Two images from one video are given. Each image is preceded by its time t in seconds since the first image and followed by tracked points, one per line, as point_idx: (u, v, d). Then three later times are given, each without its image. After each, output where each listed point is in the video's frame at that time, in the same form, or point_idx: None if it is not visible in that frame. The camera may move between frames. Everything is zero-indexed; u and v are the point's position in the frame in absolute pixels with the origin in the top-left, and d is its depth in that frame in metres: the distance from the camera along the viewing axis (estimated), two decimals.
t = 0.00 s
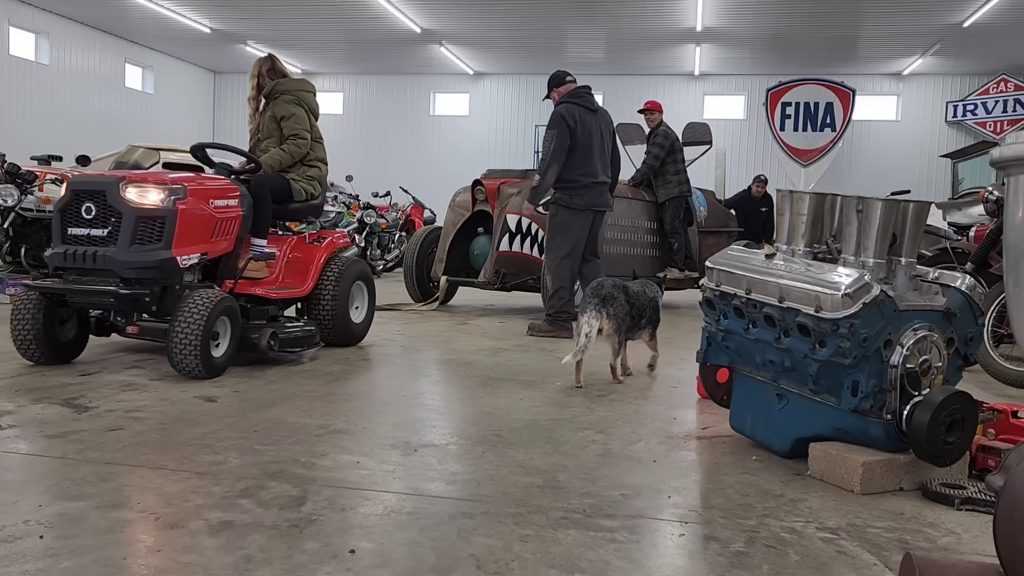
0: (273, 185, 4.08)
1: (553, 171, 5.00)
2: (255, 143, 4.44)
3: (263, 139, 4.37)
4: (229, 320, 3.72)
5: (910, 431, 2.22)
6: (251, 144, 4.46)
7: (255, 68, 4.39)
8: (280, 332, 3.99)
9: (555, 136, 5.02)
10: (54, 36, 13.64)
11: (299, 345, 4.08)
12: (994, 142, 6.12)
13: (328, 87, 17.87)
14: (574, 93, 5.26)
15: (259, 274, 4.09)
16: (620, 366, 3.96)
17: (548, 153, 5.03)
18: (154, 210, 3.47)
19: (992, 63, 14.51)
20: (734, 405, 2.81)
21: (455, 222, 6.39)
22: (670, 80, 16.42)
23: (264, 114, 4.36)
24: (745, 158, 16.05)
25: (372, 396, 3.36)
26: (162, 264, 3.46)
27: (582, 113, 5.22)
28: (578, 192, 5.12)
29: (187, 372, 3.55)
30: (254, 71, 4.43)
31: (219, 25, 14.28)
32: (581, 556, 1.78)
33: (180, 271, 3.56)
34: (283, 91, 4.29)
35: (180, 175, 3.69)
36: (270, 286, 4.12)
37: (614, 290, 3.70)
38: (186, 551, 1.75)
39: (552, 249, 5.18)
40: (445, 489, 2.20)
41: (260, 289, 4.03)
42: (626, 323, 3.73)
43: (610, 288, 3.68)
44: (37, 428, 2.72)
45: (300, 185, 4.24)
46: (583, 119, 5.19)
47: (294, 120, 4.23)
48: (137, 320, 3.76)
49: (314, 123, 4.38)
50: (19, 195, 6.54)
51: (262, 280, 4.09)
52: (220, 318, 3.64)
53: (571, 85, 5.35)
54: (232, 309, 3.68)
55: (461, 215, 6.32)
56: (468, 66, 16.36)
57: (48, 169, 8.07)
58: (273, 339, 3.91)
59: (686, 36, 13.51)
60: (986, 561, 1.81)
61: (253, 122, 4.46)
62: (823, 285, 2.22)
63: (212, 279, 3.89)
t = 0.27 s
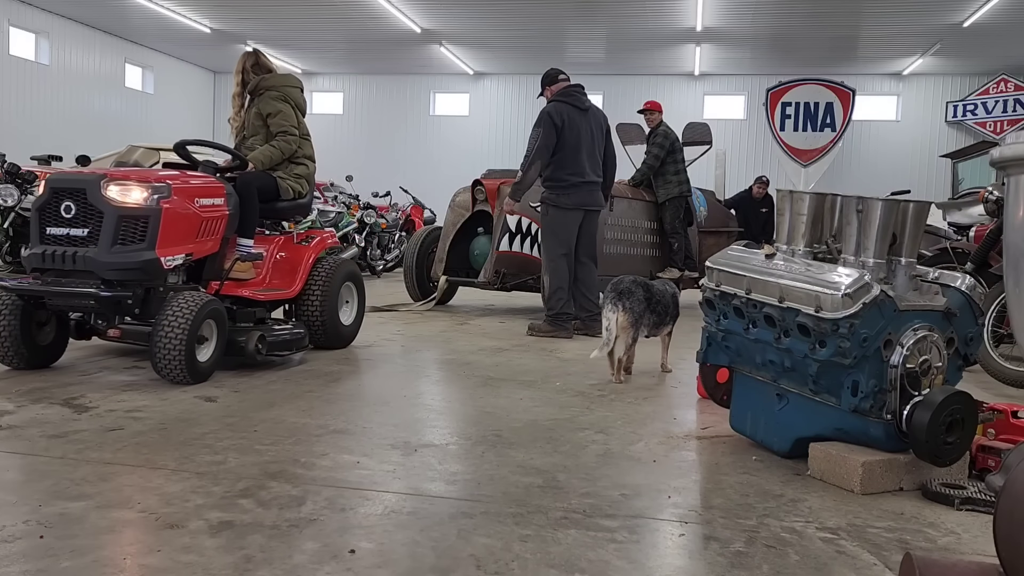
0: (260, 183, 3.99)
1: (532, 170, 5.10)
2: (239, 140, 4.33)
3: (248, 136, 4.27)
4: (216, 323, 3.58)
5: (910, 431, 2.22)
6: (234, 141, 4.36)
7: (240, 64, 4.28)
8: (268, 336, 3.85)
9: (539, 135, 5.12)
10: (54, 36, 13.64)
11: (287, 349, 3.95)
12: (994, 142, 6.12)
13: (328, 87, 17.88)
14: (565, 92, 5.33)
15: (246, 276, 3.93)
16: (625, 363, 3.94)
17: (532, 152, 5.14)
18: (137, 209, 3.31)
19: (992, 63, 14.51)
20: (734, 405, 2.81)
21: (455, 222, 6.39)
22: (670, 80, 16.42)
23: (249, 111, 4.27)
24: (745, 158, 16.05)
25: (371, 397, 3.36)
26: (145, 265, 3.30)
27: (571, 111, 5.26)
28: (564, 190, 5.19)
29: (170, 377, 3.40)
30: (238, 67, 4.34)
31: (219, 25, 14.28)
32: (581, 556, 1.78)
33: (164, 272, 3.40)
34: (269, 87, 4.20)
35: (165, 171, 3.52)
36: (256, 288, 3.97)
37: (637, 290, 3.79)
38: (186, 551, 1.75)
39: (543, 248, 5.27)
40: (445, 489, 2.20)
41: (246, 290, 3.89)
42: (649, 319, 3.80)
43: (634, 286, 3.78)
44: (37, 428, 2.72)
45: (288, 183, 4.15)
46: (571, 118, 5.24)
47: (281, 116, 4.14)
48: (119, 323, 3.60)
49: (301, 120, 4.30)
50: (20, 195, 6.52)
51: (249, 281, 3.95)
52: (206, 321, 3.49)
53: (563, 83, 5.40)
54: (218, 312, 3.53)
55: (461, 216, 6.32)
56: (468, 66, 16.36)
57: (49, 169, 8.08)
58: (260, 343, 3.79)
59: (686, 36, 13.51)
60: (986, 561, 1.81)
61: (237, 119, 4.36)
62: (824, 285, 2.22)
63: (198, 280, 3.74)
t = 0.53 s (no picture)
0: (246, 180, 3.91)
1: (534, 171, 5.11)
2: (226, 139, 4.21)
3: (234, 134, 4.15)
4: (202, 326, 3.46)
5: (910, 431, 2.22)
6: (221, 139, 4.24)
7: (225, 58, 4.15)
8: (255, 339, 3.73)
9: (539, 135, 5.12)
10: (54, 36, 13.64)
11: (275, 352, 3.82)
12: (994, 142, 6.12)
13: (328, 87, 17.88)
14: (564, 92, 5.33)
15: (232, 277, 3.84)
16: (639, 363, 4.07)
17: (532, 152, 5.13)
18: (119, 207, 3.23)
19: (993, 63, 14.50)
20: (734, 405, 2.81)
21: (455, 222, 6.39)
22: (670, 80, 16.42)
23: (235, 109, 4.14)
24: (746, 158, 16.05)
25: (371, 397, 3.36)
26: (127, 266, 3.21)
27: (570, 112, 5.26)
28: (564, 192, 5.20)
29: (153, 382, 3.27)
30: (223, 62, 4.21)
31: (219, 25, 14.28)
32: (581, 556, 1.78)
33: (147, 273, 3.32)
34: (256, 83, 4.08)
35: (147, 170, 3.45)
36: (242, 289, 3.87)
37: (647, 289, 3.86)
38: (186, 551, 1.75)
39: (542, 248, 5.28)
40: (445, 489, 2.20)
41: (233, 292, 3.79)
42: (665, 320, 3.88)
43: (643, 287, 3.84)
44: (37, 428, 2.72)
45: (275, 181, 4.04)
46: (569, 118, 5.24)
47: (268, 114, 4.02)
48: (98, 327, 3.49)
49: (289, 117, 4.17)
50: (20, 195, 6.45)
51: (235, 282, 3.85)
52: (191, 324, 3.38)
53: (563, 83, 5.40)
54: (204, 315, 3.42)
55: (461, 215, 6.32)
56: (468, 66, 16.36)
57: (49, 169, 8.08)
58: (247, 346, 3.66)
59: (686, 36, 13.51)
60: (986, 561, 1.81)
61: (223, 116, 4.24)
62: (824, 285, 2.22)
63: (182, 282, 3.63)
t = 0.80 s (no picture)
0: (232, 178, 3.77)
1: (538, 171, 5.10)
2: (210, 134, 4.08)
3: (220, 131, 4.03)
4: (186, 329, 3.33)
5: (910, 431, 2.22)
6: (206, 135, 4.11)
7: (210, 52, 4.02)
8: (242, 342, 3.60)
9: (541, 135, 5.12)
10: (54, 36, 13.64)
11: (261, 356, 3.70)
12: (994, 142, 6.12)
13: (328, 87, 17.89)
14: (565, 91, 5.34)
15: (217, 278, 3.75)
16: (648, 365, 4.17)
17: (534, 152, 5.13)
18: (99, 206, 3.09)
19: (993, 63, 14.51)
20: (734, 405, 2.81)
21: (455, 222, 6.39)
22: (671, 80, 16.42)
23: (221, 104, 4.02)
24: (746, 158, 16.05)
25: (371, 396, 3.36)
26: (108, 267, 3.07)
27: (570, 112, 5.26)
28: (565, 191, 5.20)
29: (133, 388, 3.15)
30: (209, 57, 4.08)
31: (219, 26, 14.28)
32: (581, 556, 1.78)
33: (128, 274, 3.18)
34: (243, 78, 3.96)
35: (129, 167, 3.30)
36: (228, 290, 3.78)
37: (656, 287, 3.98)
38: (186, 551, 1.75)
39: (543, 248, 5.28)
40: (445, 489, 2.20)
41: (218, 294, 3.70)
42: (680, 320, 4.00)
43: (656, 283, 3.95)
44: (38, 427, 2.72)
45: (261, 179, 3.93)
46: (570, 118, 5.25)
47: (256, 110, 3.92)
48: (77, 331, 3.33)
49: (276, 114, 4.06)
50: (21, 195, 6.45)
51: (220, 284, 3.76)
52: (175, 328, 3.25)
53: (565, 83, 5.41)
54: (188, 318, 3.29)
55: (460, 215, 6.33)
56: (468, 66, 16.36)
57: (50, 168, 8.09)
58: (234, 350, 3.54)
59: (686, 37, 13.51)
60: (986, 561, 1.80)
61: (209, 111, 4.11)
62: (823, 285, 2.22)
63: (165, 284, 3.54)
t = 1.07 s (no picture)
0: (217, 176, 3.58)
1: (540, 171, 5.11)
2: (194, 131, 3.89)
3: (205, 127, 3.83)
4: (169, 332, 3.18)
5: (910, 431, 2.22)
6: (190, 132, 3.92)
7: (195, 46, 3.84)
8: (228, 346, 3.43)
9: (543, 135, 5.11)
10: (54, 36, 13.63)
11: (248, 359, 3.54)
12: (994, 142, 6.12)
13: (328, 87, 17.89)
14: (567, 92, 5.34)
15: (202, 279, 3.56)
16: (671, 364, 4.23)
17: (537, 152, 5.13)
18: (77, 204, 2.92)
19: (993, 63, 14.51)
20: (733, 405, 2.81)
21: (455, 222, 6.39)
22: (671, 80, 16.42)
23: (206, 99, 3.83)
24: (746, 157, 16.05)
25: (371, 396, 3.36)
26: (86, 269, 2.91)
27: (573, 112, 5.27)
28: (566, 192, 5.20)
29: (113, 395, 3.03)
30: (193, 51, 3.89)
31: (219, 26, 14.29)
32: (581, 556, 1.78)
33: (108, 275, 3.02)
34: (229, 72, 3.78)
35: (109, 164, 3.13)
36: (214, 292, 3.61)
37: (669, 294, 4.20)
38: (186, 551, 1.75)
39: (545, 247, 5.28)
40: (445, 489, 2.20)
41: (202, 295, 3.52)
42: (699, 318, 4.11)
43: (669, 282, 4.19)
44: (38, 427, 2.72)
45: (248, 177, 3.74)
46: (572, 118, 5.25)
47: (241, 105, 3.73)
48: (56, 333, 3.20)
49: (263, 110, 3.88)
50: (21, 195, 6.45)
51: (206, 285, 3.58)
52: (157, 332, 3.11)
53: (567, 84, 5.40)
54: (171, 320, 3.14)
55: (460, 215, 6.33)
56: (468, 66, 16.37)
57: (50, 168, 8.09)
58: (219, 353, 3.35)
59: (686, 37, 13.51)
60: (986, 561, 1.80)
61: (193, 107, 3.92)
62: (824, 285, 2.21)
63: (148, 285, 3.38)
